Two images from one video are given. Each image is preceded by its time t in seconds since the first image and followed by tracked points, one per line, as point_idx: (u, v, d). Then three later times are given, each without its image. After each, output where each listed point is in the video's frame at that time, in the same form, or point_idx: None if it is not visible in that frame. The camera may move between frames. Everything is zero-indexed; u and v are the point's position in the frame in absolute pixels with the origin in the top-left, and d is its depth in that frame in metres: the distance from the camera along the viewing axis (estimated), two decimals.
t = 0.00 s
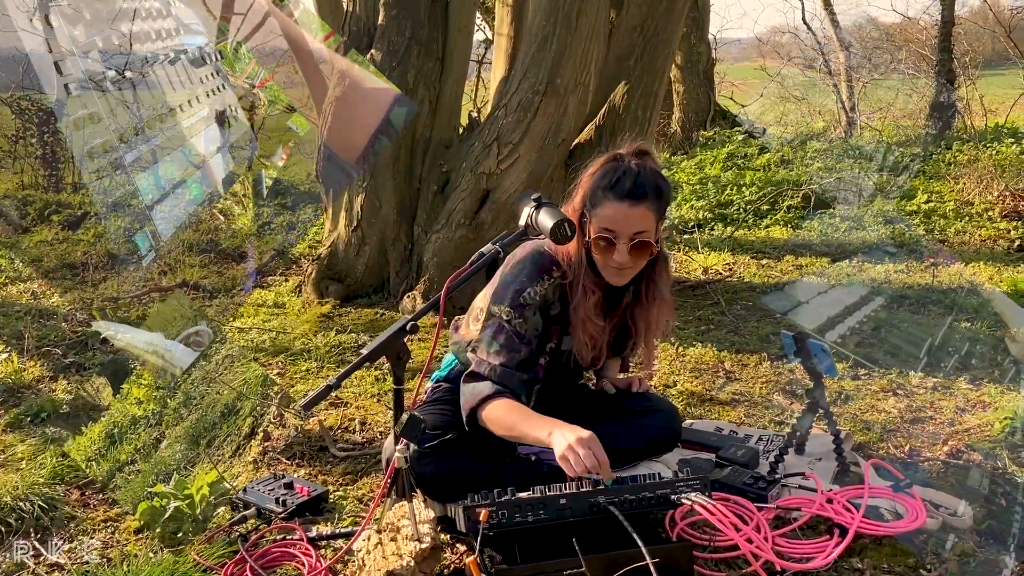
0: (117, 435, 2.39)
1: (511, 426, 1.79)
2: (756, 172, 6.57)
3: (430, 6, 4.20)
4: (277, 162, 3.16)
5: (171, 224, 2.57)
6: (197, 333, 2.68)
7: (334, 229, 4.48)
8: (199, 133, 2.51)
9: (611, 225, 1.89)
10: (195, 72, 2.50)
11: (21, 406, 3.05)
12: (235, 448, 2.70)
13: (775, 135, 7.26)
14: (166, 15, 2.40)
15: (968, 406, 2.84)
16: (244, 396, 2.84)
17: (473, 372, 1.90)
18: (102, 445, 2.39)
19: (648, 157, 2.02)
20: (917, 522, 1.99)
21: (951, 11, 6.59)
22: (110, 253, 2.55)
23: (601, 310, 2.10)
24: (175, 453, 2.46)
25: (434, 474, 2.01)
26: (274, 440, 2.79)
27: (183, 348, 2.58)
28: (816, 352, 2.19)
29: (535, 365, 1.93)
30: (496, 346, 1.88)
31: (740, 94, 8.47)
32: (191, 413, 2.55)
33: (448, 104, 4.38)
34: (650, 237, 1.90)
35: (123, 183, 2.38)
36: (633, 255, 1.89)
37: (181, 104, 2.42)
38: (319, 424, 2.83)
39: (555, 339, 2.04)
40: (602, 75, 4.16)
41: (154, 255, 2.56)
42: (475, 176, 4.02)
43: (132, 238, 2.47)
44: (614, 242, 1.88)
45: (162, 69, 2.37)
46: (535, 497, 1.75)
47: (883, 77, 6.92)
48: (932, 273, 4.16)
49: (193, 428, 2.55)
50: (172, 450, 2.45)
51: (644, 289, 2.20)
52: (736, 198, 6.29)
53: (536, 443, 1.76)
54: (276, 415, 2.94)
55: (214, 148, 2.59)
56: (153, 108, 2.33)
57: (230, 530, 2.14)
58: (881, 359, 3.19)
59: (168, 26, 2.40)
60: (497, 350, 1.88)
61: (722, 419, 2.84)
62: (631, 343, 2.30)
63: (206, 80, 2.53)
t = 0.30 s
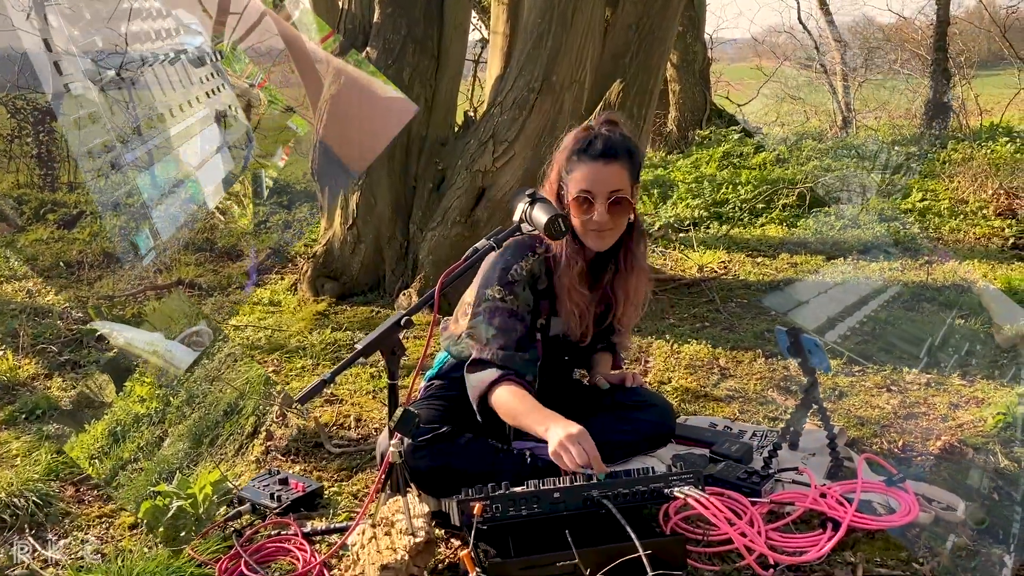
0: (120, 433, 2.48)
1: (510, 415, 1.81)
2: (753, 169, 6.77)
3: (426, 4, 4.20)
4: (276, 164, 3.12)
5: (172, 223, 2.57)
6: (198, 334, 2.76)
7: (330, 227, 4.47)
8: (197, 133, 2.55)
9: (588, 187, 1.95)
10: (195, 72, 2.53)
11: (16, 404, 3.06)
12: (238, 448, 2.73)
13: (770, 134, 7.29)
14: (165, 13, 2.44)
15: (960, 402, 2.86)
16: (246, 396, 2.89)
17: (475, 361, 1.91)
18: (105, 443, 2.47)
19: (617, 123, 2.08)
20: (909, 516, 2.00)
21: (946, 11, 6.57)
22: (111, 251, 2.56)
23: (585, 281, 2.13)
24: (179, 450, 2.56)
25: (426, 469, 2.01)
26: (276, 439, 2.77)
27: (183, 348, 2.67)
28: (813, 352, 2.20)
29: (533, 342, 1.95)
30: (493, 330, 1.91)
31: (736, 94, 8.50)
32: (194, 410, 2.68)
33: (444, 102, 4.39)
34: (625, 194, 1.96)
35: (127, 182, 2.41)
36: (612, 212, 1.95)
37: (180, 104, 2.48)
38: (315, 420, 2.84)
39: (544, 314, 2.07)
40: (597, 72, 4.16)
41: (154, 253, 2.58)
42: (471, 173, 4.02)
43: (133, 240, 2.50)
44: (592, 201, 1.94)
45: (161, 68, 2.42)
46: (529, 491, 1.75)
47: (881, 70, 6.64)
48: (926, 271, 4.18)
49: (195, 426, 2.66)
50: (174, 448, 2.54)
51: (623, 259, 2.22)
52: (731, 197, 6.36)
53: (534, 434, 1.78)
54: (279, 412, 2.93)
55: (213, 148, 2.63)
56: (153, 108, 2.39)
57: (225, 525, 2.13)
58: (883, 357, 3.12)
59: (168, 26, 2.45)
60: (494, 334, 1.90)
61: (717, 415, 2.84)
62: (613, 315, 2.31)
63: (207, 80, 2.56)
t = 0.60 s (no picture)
0: (124, 431, 2.45)
1: (524, 390, 1.87)
2: (750, 168, 6.76)
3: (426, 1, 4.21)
4: (277, 164, 3.07)
5: (179, 224, 2.42)
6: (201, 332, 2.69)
7: (329, 223, 4.48)
8: (195, 134, 2.46)
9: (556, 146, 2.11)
10: (195, 72, 2.48)
11: (18, 399, 3.07)
12: (242, 446, 2.76)
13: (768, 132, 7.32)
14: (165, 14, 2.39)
15: (959, 396, 2.88)
16: (250, 394, 2.98)
17: (487, 332, 1.96)
18: (109, 440, 2.45)
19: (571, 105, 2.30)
20: (908, 507, 2.02)
21: (943, 10, 6.57)
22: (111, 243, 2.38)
23: (566, 249, 2.21)
24: (182, 448, 2.56)
25: (431, 458, 2.04)
26: (281, 438, 2.79)
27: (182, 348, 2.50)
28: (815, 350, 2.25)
29: (533, 307, 1.99)
30: (493, 301, 1.95)
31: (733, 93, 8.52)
32: (198, 409, 2.69)
33: (443, 98, 4.40)
34: (591, 148, 2.12)
35: (128, 184, 2.24)
36: (581, 162, 2.10)
37: (180, 105, 2.39)
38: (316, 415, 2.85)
39: (536, 284, 2.12)
40: (597, 69, 4.18)
41: (155, 253, 2.38)
42: (471, 169, 4.03)
43: (133, 241, 2.31)
44: (562, 155, 2.09)
45: (162, 68, 2.33)
46: (533, 481, 1.77)
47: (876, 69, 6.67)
48: (925, 266, 4.19)
49: (199, 425, 2.67)
50: (178, 446, 2.54)
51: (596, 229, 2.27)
52: (730, 194, 6.43)
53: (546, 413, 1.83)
54: (283, 414, 2.96)
55: (209, 151, 2.53)
56: (154, 108, 2.27)
57: (228, 517, 2.14)
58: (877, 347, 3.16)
59: (168, 26, 2.40)
60: (496, 305, 1.95)
61: (717, 408, 2.86)
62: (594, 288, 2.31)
63: (207, 79, 2.52)
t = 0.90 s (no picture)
0: (127, 428, 2.45)
1: (529, 380, 1.87)
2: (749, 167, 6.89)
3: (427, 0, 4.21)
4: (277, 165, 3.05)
5: (180, 226, 2.39)
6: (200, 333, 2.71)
7: (330, 222, 4.48)
8: (195, 134, 2.45)
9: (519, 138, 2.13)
10: (195, 72, 2.51)
11: (21, 396, 3.07)
12: (246, 444, 2.82)
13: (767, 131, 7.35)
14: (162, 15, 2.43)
15: (960, 392, 2.89)
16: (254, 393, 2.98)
17: (487, 323, 1.94)
18: (113, 437, 2.43)
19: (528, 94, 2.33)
20: (913, 501, 2.01)
21: (939, 10, 6.57)
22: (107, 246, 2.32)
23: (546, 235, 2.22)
24: (185, 445, 2.67)
25: (438, 454, 2.05)
26: (283, 437, 2.80)
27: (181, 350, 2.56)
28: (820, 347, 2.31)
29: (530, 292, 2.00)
30: (488, 297, 1.94)
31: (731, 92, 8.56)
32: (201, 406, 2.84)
33: (445, 97, 4.40)
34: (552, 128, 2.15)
35: (128, 184, 2.19)
36: (544, 143, 2.12)
37: (179, 106, 2.39)
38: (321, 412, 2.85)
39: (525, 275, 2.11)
40: (597, 68, 4.20)
41: (155, 252, 2.33)
42: (472, 168, 4.04)
43: (133, 241, 2.26)
44: (524, 139, 2.12)
45: (162, 67, 2.36)
46: (540, 476, 1.78)
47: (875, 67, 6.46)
48: (924, 264, 4.21)
49: (202, 423, 2.80)
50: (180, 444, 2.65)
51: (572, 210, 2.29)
52: (729, 193, 6.52)
53: (550, 405, 1.83)
54: (286, 412, 2.97)
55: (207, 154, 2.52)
56: (154, 109, 2.27)
57: (235, 514, 2.14)
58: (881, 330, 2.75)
59: (168, 26, 2.44)
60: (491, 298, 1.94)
61: (720, 405, 2.88)
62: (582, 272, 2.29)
63: (207, 79, 2.55)
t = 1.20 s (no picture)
0: (130, 425, 2.74)
1: (535, 378, 1.86)
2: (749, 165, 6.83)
3: None
4: (276, 164, 3.21)
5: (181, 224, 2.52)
6: (200, 331, 3.02)
7: (334, 220, 4.48)
8: (192, 134, 2.55)
9: (495, 135, 2.08)
10: (194, 72, 2.64)
11: (29, 392, 3.08)
12: (249, 442, 2.70)
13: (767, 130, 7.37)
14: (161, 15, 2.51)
15: (966, 387, 2.90)
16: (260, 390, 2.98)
17: (488, 319, 1.92)
18: (115, 435, 2.68)
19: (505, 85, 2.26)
20: (922, 494, 2.03)
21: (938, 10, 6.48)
22: (113, 243, 2.47)
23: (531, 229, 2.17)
24: (188, 443, 2.67)
25: (450, 449, 2.08)
26: (286, 434, 2.71)
27: (182, 348, 2.94)
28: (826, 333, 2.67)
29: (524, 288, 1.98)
30: (484, 296, 1.94)
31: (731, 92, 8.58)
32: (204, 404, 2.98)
33: (449, 95, 4.40)
34: (530, 127, 2.09)
35: (129, 183, 2.25)
36: (523, 143, 2.06)
37: (178, 106, 2.49)
38: (328, 408, 2.85)
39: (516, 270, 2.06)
40: (601, 66, 4.21)
41: (155, 251, 2.45)
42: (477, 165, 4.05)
43: (133, 239, 2.35)
44: (503, 142, 2.07)
45: (162, 67, 2.45)
46: (553, 469, 1.79)
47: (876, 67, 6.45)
48: (925, 261, 4.22)
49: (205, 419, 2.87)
50: (184, 441, 2.66)
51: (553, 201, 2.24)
52: (730, 192, 6.55)
53: (558, 400, 1.83)
54: (289, 410, 2.88)
55: (207, 153, 2.64)
56: (154, 109, 2.35)
57: (246, 508, 2.14)
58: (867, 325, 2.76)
59: (169, 26, 2.55)
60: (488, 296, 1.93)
61: (728, 400, 2.89)
62: (568, 262, 2.23)
63: (206, 80, 2.68)
